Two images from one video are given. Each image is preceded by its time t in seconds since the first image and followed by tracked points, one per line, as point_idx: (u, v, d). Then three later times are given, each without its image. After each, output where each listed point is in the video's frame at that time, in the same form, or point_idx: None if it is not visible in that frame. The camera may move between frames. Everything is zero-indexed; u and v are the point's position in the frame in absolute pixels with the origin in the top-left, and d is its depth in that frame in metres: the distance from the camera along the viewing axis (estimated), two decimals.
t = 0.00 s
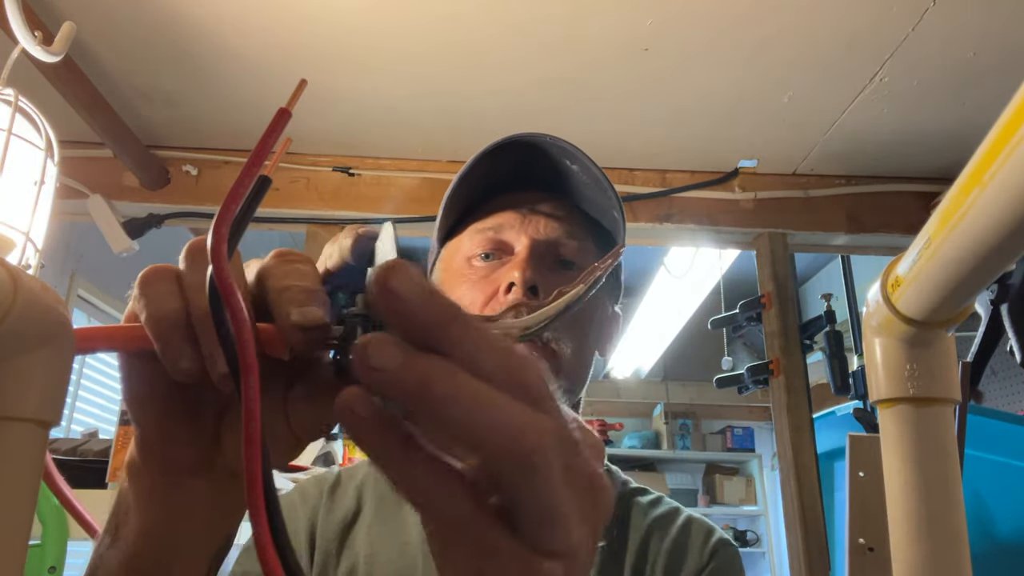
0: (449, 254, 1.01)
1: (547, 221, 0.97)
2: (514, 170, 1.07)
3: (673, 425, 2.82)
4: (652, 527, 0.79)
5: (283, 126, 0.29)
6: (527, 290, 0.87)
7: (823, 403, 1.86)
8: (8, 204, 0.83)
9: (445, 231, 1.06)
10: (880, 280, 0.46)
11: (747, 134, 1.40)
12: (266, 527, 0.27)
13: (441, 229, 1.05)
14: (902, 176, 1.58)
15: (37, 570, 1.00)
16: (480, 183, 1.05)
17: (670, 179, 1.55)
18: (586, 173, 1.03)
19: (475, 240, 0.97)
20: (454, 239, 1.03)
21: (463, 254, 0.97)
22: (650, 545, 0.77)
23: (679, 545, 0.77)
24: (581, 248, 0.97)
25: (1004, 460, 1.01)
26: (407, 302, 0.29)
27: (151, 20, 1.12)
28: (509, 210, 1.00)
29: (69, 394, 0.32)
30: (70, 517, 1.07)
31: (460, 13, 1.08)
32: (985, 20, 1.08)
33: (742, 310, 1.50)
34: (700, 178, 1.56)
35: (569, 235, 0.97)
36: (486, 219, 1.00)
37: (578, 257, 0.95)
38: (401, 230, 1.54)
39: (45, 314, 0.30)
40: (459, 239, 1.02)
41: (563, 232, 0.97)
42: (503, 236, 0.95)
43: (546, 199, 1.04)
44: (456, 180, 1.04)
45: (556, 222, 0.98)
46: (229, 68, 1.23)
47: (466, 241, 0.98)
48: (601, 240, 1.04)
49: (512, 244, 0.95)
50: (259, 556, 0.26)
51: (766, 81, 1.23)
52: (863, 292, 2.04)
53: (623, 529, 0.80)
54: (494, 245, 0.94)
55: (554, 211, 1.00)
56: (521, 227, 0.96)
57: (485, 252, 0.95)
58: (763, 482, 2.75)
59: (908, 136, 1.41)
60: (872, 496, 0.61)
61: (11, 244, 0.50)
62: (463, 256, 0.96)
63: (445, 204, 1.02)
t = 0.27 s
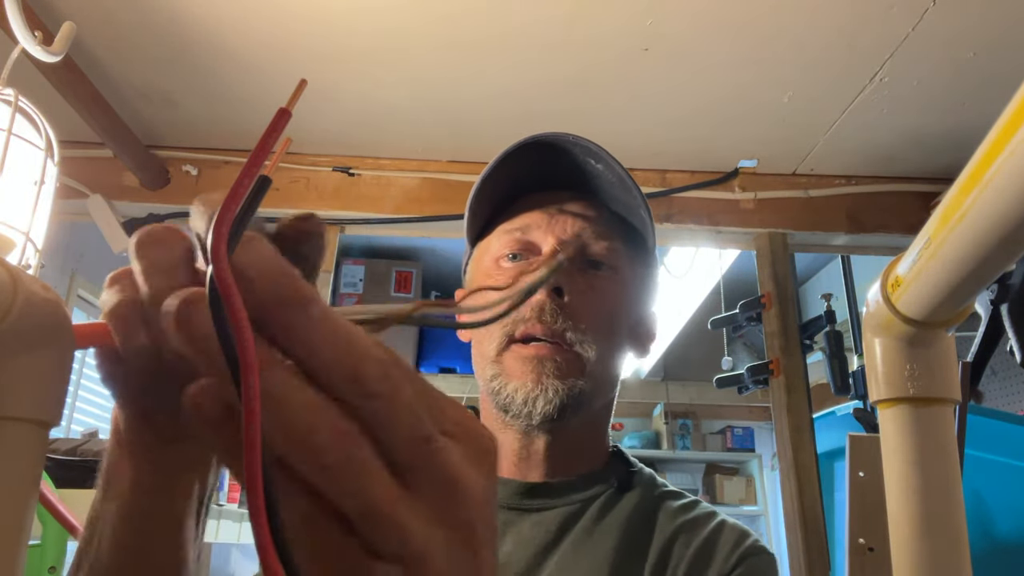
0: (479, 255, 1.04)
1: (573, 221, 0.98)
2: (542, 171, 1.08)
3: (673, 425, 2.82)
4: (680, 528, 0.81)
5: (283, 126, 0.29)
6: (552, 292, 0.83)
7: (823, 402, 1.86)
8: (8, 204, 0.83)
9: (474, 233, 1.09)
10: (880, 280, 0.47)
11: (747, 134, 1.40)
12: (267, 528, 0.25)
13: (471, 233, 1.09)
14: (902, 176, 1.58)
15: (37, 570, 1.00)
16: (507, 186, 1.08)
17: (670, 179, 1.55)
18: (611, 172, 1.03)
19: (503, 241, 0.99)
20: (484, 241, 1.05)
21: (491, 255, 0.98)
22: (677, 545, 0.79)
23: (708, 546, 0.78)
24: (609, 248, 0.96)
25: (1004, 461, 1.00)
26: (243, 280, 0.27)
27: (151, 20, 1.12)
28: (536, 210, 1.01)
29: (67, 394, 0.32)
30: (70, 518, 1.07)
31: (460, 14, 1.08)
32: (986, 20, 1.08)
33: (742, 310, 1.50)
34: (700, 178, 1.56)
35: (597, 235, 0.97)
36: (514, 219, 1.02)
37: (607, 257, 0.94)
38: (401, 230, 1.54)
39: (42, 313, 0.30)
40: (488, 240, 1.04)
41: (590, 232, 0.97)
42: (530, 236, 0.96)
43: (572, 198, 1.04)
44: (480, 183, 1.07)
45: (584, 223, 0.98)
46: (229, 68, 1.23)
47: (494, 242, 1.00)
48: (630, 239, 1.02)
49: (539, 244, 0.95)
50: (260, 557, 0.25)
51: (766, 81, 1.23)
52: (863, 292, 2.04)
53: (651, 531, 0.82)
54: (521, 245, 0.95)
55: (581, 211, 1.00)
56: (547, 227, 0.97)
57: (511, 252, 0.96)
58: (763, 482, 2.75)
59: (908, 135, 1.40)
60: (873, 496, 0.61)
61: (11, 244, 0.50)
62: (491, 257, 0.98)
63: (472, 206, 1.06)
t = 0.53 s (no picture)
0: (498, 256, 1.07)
1: (592, 223, 1.00)
2: (559, 174, 1.10)
3: (673, 424, 2.79)
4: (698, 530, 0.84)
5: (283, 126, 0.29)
6: (570, 295, 0.90)
7: (823, 403, 1.85)
8: (8, 203, 0.83)
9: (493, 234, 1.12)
10: (880, 280, 0.47)
11: (747, 134, 1.40)
12: (267, 529, 0.26)
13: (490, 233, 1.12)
14: (903, 176, 1.58)
15: (37, 570, 1.00)
16: (524, 189, 1.11)
17: (670, 179, 1.55)
18: (629, 175, 1.02)
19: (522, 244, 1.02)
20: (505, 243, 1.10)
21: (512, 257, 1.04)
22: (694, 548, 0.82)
23: (726, 550, 0.81)
24: (629, 249, 0.99)
25: (1004, 461, 1.00)
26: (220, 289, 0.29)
27: (152, 20, 1.12)
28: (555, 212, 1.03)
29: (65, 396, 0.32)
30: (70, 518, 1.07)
31: (461, 13, 1.08)
32: (986, 20, 1.08)
33: (742, 310, 1.50)
34: (700, 178, 1.56)
35: (616, 237, 1.00)
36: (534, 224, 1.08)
37: (626, 258, 0.98)
38: (401, 230, 1.54)
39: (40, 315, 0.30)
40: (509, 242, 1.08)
41: (610, 233, 0.99)
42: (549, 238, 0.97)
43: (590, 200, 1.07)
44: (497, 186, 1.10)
45: (602, 224, 1.00)
46: (229, 68, 1.23)
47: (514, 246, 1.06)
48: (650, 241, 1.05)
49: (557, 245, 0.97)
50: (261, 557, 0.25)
51: (766, 81, 1.23)
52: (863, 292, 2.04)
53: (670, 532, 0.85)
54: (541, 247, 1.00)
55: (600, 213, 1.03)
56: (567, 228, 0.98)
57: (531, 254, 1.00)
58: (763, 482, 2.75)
59: (908, 135, 1.40)
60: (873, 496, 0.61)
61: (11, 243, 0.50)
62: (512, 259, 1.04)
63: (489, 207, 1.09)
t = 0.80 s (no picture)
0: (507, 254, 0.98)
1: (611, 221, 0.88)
2: (575, 172, 1.10)
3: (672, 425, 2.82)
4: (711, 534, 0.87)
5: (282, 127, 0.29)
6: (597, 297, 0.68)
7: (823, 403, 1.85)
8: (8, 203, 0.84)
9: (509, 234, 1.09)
10: (880, 280, 0.46)
11: (747, 134, 1.40)
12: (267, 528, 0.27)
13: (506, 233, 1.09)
14: (903, 176, 1.58)
15: (38, 569, 1.00)
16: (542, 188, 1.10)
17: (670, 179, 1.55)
18: (654, 176, 1.06)
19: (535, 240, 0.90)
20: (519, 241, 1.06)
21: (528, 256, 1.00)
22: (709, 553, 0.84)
23: (740, 554, 0.83)
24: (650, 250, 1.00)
25: (1004, 461, 1.01)
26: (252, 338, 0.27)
27: (152, 21, 1.12)
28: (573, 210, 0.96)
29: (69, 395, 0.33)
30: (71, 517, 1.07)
31: (461, 13, 1.08)
32: (986, 20, 1.08)
33: (742, 310, 1.50)
34: (700, 178, 1.56)
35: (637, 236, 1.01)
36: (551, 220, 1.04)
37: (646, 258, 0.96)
38: (401, 230, 1.54)
39: (44, 312, 0.30)
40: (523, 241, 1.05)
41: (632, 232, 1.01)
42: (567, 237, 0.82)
43: (609, 197, 1.05)
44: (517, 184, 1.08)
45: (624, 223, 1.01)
46: (229, 68, 1.23)
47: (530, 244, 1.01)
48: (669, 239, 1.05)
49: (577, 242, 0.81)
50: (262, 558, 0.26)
51: (765, 81, 1.23)
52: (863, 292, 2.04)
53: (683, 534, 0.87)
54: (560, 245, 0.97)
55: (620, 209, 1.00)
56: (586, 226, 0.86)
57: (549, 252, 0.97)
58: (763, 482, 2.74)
59: (908, 135, 1.40)
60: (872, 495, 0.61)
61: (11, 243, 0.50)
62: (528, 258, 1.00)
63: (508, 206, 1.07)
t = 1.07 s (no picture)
0: (529, 255, 1.06)
1: (632, 225, 1.01)
2: (596, 173, 1.09)
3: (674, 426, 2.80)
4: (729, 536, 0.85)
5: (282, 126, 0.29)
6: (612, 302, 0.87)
7: (823, 403, 1.85)
8: (9, 203, 0.84)
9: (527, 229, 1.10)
10: (880, 280, 0.46)
11: (746, 134, 1.40)
12: (267, 527, 0.28)
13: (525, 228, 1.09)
14: (903, 176, 1.58)
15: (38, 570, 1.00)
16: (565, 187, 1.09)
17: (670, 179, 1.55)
18: (678, 179, 1.06)
19: (558, 243, 1.01)
20: (538, 241, 1.07)
21: (545, 256, 1.02)
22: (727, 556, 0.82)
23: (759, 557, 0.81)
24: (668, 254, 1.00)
25: (1004, 461, 1.00)
26: (366, 326, 0.32)
27: (152, 22, 1.12)
28: (596, 213, 1.03)
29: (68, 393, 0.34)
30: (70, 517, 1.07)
31: (460, 14, 1.08)
32: (985, 20, 1.08)
33: (742, 310, 1.50)
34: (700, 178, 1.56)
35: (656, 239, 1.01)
36: (570, 220, 1.05)
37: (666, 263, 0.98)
38: (401, 230, 1.54)
39: (41, 314, 0.32)
40: (541, 241, 1.06)
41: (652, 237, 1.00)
42: (588, 240, 0.99)
43: (631, 200, 1.08)
44: (541, 184, 1.07)
45: (643, 226, 1.01)
46: (229, 68, 1.23)
47: (548, 245, 1.03)
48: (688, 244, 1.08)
49: (596, 247, 0.98)
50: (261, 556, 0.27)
51: (765, 81, 1.23)
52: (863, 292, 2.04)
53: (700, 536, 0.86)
54: (579, 247, 0.99)
55: (641, 215, 1.04)
56: (607, 231, 0.99)
57: (569, 254, 0.99)
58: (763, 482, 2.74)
59: (908, 136, 1.40)
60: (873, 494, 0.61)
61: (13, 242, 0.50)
62: (546, 258, 1.02)
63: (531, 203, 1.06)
